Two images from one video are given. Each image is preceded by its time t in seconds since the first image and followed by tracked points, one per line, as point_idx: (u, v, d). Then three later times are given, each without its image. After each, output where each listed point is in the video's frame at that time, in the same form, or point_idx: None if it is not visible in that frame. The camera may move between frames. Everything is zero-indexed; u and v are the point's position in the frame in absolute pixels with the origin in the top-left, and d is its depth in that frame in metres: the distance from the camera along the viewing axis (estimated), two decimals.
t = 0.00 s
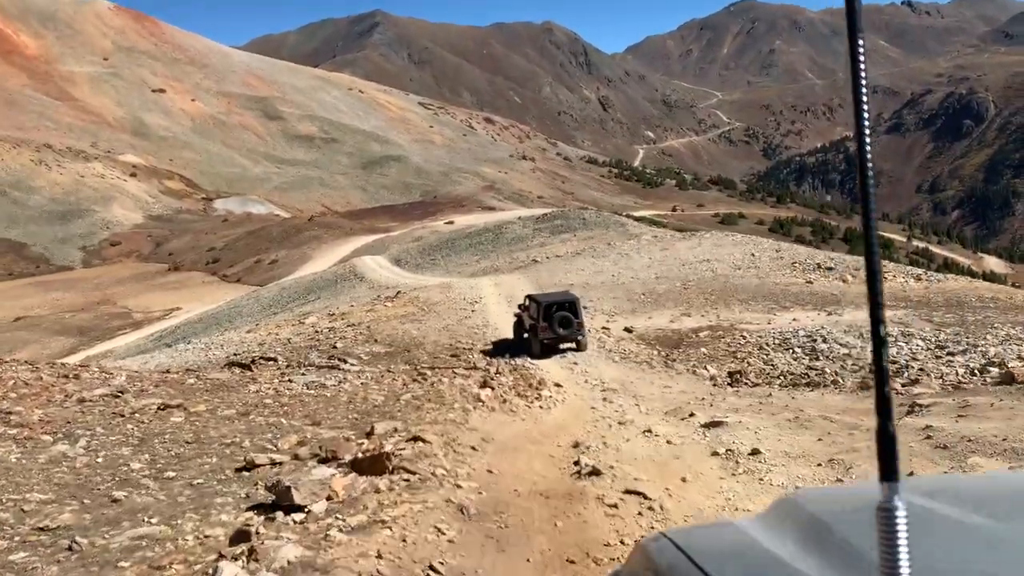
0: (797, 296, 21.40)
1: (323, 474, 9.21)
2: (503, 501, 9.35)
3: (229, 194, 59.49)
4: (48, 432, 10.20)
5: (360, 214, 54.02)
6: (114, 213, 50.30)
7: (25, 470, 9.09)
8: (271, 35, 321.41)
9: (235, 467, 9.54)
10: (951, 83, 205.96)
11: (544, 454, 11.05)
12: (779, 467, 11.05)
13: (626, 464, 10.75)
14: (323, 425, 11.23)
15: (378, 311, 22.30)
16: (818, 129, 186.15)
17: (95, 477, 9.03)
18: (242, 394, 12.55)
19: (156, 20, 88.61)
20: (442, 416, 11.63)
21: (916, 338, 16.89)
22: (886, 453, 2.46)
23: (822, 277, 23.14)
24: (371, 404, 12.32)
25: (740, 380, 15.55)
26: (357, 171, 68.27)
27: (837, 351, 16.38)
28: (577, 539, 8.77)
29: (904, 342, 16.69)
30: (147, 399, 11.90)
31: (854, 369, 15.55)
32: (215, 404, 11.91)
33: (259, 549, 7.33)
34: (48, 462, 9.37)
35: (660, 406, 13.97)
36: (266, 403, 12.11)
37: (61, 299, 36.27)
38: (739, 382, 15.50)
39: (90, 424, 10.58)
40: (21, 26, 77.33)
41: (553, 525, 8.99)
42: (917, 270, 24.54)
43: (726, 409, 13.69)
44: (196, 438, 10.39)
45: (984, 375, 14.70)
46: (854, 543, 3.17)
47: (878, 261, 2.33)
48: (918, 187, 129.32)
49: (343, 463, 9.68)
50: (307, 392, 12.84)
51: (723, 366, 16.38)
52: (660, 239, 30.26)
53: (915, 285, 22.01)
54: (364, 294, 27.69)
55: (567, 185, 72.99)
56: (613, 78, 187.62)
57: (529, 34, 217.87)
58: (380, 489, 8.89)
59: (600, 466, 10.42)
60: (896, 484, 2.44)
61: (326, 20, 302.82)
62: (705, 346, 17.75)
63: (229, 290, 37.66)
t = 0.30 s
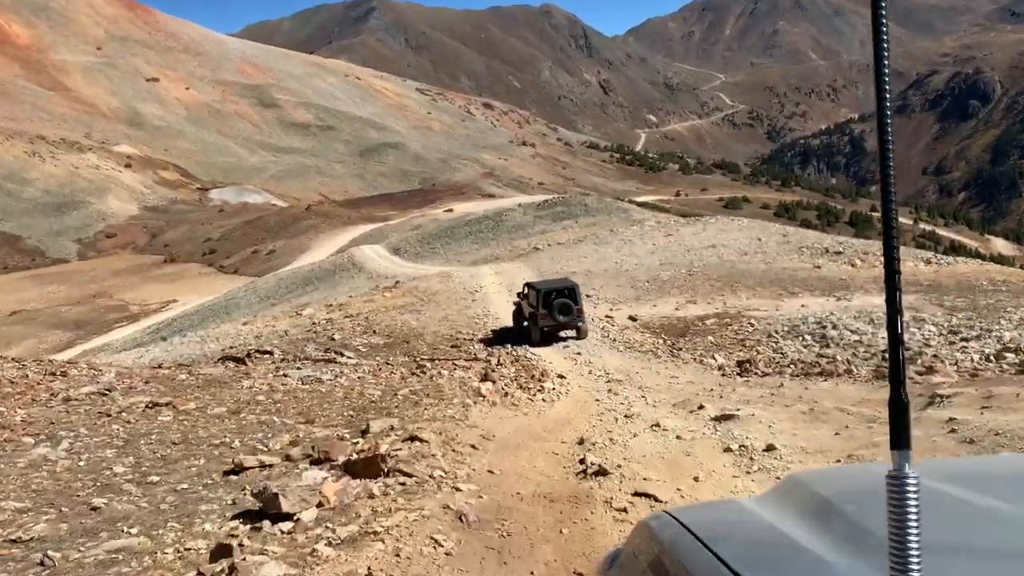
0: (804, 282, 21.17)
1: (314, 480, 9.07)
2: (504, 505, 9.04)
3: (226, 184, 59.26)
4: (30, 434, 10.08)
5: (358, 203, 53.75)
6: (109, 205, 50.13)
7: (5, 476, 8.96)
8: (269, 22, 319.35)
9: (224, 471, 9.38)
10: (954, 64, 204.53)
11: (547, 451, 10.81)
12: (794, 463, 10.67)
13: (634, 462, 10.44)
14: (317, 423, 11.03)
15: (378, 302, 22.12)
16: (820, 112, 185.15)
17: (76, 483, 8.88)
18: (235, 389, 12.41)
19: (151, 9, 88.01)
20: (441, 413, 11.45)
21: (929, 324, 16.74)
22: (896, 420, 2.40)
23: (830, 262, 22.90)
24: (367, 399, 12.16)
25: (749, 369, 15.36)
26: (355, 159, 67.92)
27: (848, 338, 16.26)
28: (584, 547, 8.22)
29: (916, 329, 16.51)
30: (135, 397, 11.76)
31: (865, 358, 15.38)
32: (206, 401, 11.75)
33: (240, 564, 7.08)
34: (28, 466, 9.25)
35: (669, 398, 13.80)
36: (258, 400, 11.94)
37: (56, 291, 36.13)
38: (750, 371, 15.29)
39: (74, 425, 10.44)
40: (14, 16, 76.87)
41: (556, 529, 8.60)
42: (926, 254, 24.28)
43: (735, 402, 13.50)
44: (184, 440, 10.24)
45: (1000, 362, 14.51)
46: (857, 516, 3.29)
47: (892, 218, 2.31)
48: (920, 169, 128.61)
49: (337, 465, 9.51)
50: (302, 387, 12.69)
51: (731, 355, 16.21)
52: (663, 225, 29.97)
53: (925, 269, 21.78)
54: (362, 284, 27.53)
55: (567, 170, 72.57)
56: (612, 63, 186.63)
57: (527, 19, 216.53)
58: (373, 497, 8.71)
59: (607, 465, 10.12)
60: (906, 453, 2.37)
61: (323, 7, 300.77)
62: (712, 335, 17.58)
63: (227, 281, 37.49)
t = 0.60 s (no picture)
0: (812, 270, 21.04)
1: (314, 482, 8.90)
2: (514, 508, 8.91)
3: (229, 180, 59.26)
4: (24, 438, 10.04)
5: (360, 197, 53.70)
6: (112, 202, 50.17)
7: None
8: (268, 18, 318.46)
9: (222, 473, 9.22)
10: (957, 50, 203.55)
11: (556, 448, 10.75)
12: (812, 456, 10.45)
13: (648, 459, 10.26)
14: (319, 422, 10.93)
15: (382, 296, 22.04)
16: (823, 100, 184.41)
17: (68, 489, 8.75)
18: (236, 387, 12.35)
19: (150, 6, 87.83)
20: (447, 408, 11.34)
21: (938, 311, 16.63)
22: (827, 462, 2.67)
23: (837, 250, 22.76)
24: (371, 395, 12.10)
25: (759, 360, 15.29)
26: (357, 153, 67.84)
27: (858, 326, 16.15)
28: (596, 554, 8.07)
29: (926, 315, 16.40)
30: (134, 396, 11.70)
31: (877, 345, 15.24)
32: (206, 400, 11.68)
33: None
34: (20, 471, 9.15)
35: (678, 389, 13.74)
36: (259, 398, 11.86)
37: (62, 291, 36.13)
38: (759, 361, 15.21)
39: (70, 427, 10.39)
40: (14, 15, 76.77)
41: (569, 535, 8.41)
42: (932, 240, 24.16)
43: (747, 393, 13.40)
44: (182, 440, 10.15)
45: (1014, 348, 14.40)
46: (809, 525, 3.27)
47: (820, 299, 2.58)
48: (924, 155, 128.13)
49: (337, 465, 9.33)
50: (304, 382, 12.63)
51: (739, 345, 16.11)
52: (667, 215, 29.85)
53: (932, 255, 21.68)
54: (366, 278, 27.47)
55: (570, 162, 72.41)
56: (613, 53, 185.97)
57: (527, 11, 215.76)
58: (375, 502, 8.50)
59: (619, 462, 9.97)
60: (839, 492, 2.63)
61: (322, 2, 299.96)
62: (720, 324, 17.50)
63: (231, 277, 37.48)
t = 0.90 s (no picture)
0: (819, 266, 20.90)
1: (315, 485, 8.53)
2: (524, 515, 8.60)
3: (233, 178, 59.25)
4: (17, 440, 9.83)
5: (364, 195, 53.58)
6: (116, 201, 50.15)
7: None
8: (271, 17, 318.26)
9: (220, 477, 8.91)
10: (960, 45, 202.93)
11: (565, 449, 10.60)
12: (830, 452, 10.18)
13: (663, 462, 10.09)
14: (320, 422, 10.74)
15: (386, 293, 21.95)
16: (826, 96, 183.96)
17: (59, 494, 8.45)
18: (236, 385, 12.23)
19: (153, 5, 87.84)
20: (451, 408, 11.19)
21: (949, 306, 16.49)
22: (865, 418, 2.57)
23: (844, 246, 22.61)
24: (375, 394, 12.00)
25: (767, 357, 15.19)
26: (360, 151, 67.79)
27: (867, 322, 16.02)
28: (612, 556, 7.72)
29: (936, 311, 16.27)
30: (132, 396, 11.53)
31: (888, 341, 15.09)
32: (205, 399, 11.50)
33: None
34: (10, 474, 8.91)
35: (688, 388, 13.65)
36: (258, 397, 11.70)
37: (66, 289, 36.08)
38: (768, 359, 15.09)
39: (64, 428, 10.20)
40: (18, 15, 76.86)
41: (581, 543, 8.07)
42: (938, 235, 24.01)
43: (758, 390, 13.25)
44: (178, 443, 9.88)
45: None
46: (832, 495, 3.20)
47: (852, 233, 2.49)
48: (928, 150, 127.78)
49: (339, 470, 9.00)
50: (306, 381, 12.52)
51: (748, 342, 15.98)
52: (672, 211, 29.71)
53: (940, 250, 21.53)
54: (370, 276, 27.35)
55: (573, 159, 72.29)
56: (616, 50, 185.66)
57: (529, 9, 215.60)
58: (378, 508, 8.12)
59: (632, 465, 9.76)
60: (872, 441, 2.56)
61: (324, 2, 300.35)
62: (726, 321, 17.39)
63: (235, 275, 37.39)
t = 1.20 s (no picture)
0: (820, 265, 20.81)
1: (300, 499, 8.23)
2: (522, 532, 8.26)
3: (231, 175, 59.09)
4: None
5: (363, 193, 53.45)
6: (115, 199, 50.02)
7: None
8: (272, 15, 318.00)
9: (203, 488, 8.58)
10: (960, 44, 202.95)
11: (564, 458, 10.42)
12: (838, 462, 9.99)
13: (666, 471, 9.89)
14: (311, 429, 10.52)
15: (384, 292, 21.85)
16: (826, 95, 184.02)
17: (33, 505, 8.04)
18: (228, 388, 12.08)
19: (152, 3, 87.65)
20: (448, 414, 11.06)
21: (953, 307, 16.36)
22: (857, 418, 2.46)
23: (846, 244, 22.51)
24: (369, 398, 11.88)
25: (770, 358, 15.08)
26: (359, 149, 67.66)
27: (871, 323, 15.92)
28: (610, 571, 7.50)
29: (940, 311, 16.18)
30: (118, 401, 11.24)
31: (892, 343, 15.00)
32: (194, 403, 11.28)
33: None
34: None
35: (690, 390, 13.55)
36: (250, 400, 11.51)
37: (64, 287, 35.94)
38: (772, 360, 14.98)
39: (45, 434, 9.83)
40: (17, 12, 76.71)
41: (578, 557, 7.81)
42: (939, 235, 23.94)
43: (762, 394, 13.09)
44: (162, 450, 9.55)
45: None
46: (831, 502, 3.11)
47: (857, 243, 2.39)
48: (927, 149, 127.84)
49: (327, 481, 8.67)
50: (298, 384, 12.37)
51: (750, 343, 15.87)
52: (673, 209, 29.63)
53: (943, 250, 21.44)
54: (368, 274, 27.24)
55: (572, 157, 72.19)
56: (616, 49, 185.65)
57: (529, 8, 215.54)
58: (366, 525, 7.80)
59: (634, 476, 9.56)
60: (869, 441, 2.42)
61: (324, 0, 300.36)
62: (728, 321, 17.29)
63: (233, 274, 37.28)
